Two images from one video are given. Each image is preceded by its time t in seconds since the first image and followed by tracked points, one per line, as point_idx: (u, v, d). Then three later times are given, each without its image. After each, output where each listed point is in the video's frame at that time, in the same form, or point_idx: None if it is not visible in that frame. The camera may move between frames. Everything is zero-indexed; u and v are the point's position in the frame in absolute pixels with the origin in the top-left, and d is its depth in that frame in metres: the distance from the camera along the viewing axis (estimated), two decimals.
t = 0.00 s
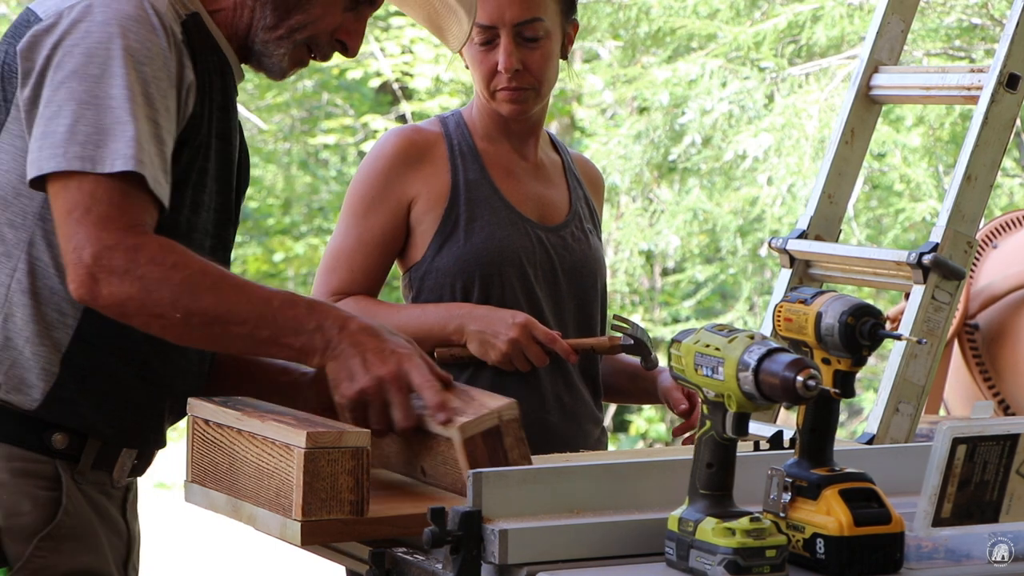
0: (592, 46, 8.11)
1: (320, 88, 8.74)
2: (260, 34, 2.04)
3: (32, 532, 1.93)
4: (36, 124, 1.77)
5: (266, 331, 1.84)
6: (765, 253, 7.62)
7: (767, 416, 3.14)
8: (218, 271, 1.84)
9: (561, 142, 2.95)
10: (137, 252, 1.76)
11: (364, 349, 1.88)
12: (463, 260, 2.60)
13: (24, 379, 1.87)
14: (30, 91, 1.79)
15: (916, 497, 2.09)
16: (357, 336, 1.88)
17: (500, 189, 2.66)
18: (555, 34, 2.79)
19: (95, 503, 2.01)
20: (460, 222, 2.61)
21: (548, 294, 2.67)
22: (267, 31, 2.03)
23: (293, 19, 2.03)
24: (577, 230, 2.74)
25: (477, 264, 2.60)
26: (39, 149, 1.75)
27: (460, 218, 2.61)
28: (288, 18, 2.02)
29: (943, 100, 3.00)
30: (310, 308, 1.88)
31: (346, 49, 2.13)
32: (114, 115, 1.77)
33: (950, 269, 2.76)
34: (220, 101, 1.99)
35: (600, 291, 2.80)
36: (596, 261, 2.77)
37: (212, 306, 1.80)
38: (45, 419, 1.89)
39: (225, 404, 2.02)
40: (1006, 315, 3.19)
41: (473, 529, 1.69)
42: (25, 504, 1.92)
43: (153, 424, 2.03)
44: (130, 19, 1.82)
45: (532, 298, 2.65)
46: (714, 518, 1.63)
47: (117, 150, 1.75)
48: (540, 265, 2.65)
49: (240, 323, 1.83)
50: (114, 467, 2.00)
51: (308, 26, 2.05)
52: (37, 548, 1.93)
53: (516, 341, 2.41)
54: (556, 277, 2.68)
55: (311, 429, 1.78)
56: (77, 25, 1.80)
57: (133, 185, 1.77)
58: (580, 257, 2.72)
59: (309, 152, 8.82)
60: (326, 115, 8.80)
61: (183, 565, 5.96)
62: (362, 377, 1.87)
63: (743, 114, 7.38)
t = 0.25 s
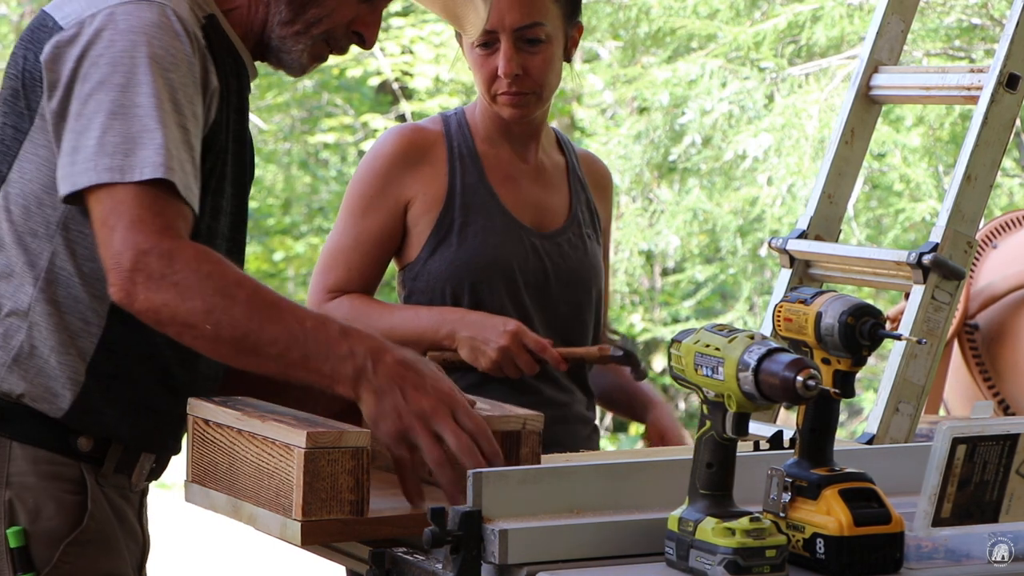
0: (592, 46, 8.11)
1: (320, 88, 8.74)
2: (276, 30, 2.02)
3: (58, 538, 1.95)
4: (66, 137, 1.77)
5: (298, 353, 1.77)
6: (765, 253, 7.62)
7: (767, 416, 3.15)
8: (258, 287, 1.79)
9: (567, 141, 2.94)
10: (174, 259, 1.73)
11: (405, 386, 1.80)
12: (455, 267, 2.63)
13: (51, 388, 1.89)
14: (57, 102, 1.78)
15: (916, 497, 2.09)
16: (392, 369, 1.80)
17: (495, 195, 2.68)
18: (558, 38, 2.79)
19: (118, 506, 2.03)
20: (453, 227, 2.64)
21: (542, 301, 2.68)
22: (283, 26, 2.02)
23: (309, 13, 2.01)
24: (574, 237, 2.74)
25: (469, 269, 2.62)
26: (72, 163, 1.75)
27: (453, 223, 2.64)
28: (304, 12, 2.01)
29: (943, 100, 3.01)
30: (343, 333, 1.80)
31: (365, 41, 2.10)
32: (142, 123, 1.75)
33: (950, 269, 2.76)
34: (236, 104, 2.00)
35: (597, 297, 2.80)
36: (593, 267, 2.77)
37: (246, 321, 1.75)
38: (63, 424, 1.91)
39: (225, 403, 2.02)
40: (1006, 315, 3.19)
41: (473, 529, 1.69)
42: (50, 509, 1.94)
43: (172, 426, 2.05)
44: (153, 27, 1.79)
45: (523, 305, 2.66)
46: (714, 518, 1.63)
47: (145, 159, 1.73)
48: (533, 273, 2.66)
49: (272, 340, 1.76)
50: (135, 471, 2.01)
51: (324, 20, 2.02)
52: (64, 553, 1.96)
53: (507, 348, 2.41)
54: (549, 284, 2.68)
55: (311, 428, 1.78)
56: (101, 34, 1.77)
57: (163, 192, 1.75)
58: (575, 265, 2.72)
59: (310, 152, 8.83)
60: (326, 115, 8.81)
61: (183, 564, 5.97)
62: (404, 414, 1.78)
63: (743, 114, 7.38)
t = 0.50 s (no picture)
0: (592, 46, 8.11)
1: (320, 88, 8.75)
2: (300, 34, 2.01)
3: (67, 545, 1.97)
4: (93, 142, 1.77)
5: (318, 361, 1.78)
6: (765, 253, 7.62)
7: (767, 416, 3.15)
8: (279, 294, 1.79)
9: (578, 145, 2.99)
10: (196, 261, 1.72)
11: (430, 396, 1.82)
12: (436, 267, 2.73)
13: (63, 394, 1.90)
14: (84, 106, 1.78)
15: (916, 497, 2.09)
16: (412, 382, 1.81)
17: (484, 198, 2.77)
18: (568, 46, 2.86)
19: (126, 510, 2.05)
20: (437, 228, 2.74)
21: (521, 308, 2.75)
22: (307, 31, 2.01)
23: (332, 18, 2.00)
24: (563, 247, 2.81)
25: (451, 270, 2.71)
26: (100, 167, 1.75)
27: (438, 224, 2.74)
28: (327, 17, 1.99)
29: (943, 100, 3.01)
30: (364, 346, 1.81)
31: (387, 47, 2.09)
32: (170, 129, 1.75)
33: (950, 269, 2.76)
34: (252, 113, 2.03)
35: (581, 309, 2.86)
36: (580, 278, 2.83)
37: (266, 327, 1.75)
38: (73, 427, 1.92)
39: (225, 403, 2.02)
40: (1006, 315, 3.19)
41: (473, 529, 1.69)
42: (59, 515, 1.96)
43: (179, 430, 2.08)
44: (182, 33, 1.79)
45: (499, 311, 2.74)
46: (714, 518, 1.63)
47: (173, 164, 1.73)
48: (518, 279, 2.73)
49: (294, 348, 1.77)
50: (142, 477, 2.04)
51: (347, 25, 2.01)
52: (75, 559, 1.98)
53: (466, 360, 2.53)
54: (529, 292, 2.74)
55: (311, 428, 1.78)
56: (129, 39, 1.78)
57: (187, 197, 1.75)
58: (562, 273, 2.79)
59: (310, 152, 8.83)
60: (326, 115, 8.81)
61: (183, 565, 5.97)
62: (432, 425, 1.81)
63: (743, 114, 7.38)
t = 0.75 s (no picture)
0: (592, 46, 8.12)
1: (320, 88, 8.75)
2: (304, 35, 2.01)
3: (69, 548, 1.98)
4: (105, 151, 1.76)
5: (348, 363, 1.78)
6: (765, 253, 7.62)
7: (768, 416, 3.15)
8: (303, 297, 1.79)
9: (565, 155, 2.89)
10: (220, 270, 1.72)
11: (462, 391, 1.80)
12: (405, 278, 2.66)
13: (64, 398, 1.90)
14: (94, 114, 1.77)
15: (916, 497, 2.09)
16: (445, 377, 1.80)
17: (459, 209, 2.69)
18: (558, 58, 2.78)
19: (128, 513, 2.05)
20: (409, 236, 2.67)
21: (486, 323, 2.68)
22: (311, 32, 2.00)
23: (337, 19, 1.99)
24: (535, 265, 2.72)
25: (419, 281, 2.65)
26: (114, 177, 1.74)
27: (409, 233, 2.67)
28: (332, 18, 1.99)
29: (943, 100, 3.01)
30: (392, 344, 1.80)
31: (389, 50, 2.10)
32: (183, 135, 1.74)
33: (950, 269, 2.76)
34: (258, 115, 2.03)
35: (549, 327, 2.78)
36: (552, 297, 2.75)
37: (294, 334, 1.76)
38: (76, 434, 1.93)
39: (226, 404, 2.02)
40: (1006, 315, 3.19)
41: (473, 529, 1.69)
42: (61, 519, 1.97)
43: (179, 433, 2.07)
44: (191, 38, 1.78)
45: (462, 325, 2.68)
46: (714, 518, 1.63)
47: (189, 171, 1.72)
48: (485, 295, 2.66)
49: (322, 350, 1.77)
50: (142, 480, 2.04)
51: (352, 27, 2.01)
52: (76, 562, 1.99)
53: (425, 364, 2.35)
54: (495, 306, 2.67)
55: (311, 429, 1.78)
56: (137, 46, 1.77)
57: (205, 203, 1.74)
58: (532, 292, 2.71)
59: (310, 152, 8.83)
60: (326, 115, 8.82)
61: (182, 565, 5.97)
62: (463, 420, 1.80)
63: (743, 114, 7.38)
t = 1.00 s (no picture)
0: (592, 46, 8.12)
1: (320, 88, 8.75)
2: (283, 36, 2.01)
3: (66, 548, 1.98)
4: (126, 174, 1.76)
5: (413, 367, 1.80)
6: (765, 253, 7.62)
7: (768, 416, 3.15)
8: (366, 302, 1.80)
9: (543, 180, 2.85)
10: (283, 278, 1.75)
11: (527, 390, 1.86)
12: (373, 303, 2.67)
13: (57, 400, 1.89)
14: (106, 133, 1.76)
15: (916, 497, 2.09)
16: (510, 377, 1.85)
17: (431, 237, 2.68)
18: (548, 94, 2.72)
19: (124, 513, 2.05)
20: (379, 260, 2.66)
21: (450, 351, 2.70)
22: (291, 33, 2.00)
23: (318, 22, 1.99)
24: (503, 296, 2.73)
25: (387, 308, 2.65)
26: (141, 199, 1.75)
27: (378, 258, 2.66)
28: (314, 21, 1.99)
29: (943, 100, 3.01)
30: (457, 345, 1.83)
31: (368, 55, 2.09)
32: (201, 146, 1.74)
33: (950, 269, 2.76)
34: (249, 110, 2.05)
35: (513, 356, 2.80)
36: (514, 326, 2.76)
37: (361, 339, 1.77)
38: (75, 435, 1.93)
39: (226, 404, 2.03)
40: (1007, 315, 3.19)
41: (473, 529, 1.69)
42: (58, 519, 1.97)
43: (173, 435, 2.06)
44: (190, 46, 1.78)
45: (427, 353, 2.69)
46: (714, 518, 1.63)
47: (212, 181, 1.73)
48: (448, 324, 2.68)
49: (391, 354, 1.79)
50: (139, 479, 2.04)
51: (332, 31, 2.01)
52: (74, 564, 1.98)
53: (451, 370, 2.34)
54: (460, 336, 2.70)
55: (311, 428, 1.78)
56: (137, 61, 1.76)
57: (250, 208, 1.76)
58: (494, 321, 2.73)
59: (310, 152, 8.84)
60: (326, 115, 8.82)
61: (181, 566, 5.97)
62: (530, 419, 1.86)
63: (743, 115, 7.38)
